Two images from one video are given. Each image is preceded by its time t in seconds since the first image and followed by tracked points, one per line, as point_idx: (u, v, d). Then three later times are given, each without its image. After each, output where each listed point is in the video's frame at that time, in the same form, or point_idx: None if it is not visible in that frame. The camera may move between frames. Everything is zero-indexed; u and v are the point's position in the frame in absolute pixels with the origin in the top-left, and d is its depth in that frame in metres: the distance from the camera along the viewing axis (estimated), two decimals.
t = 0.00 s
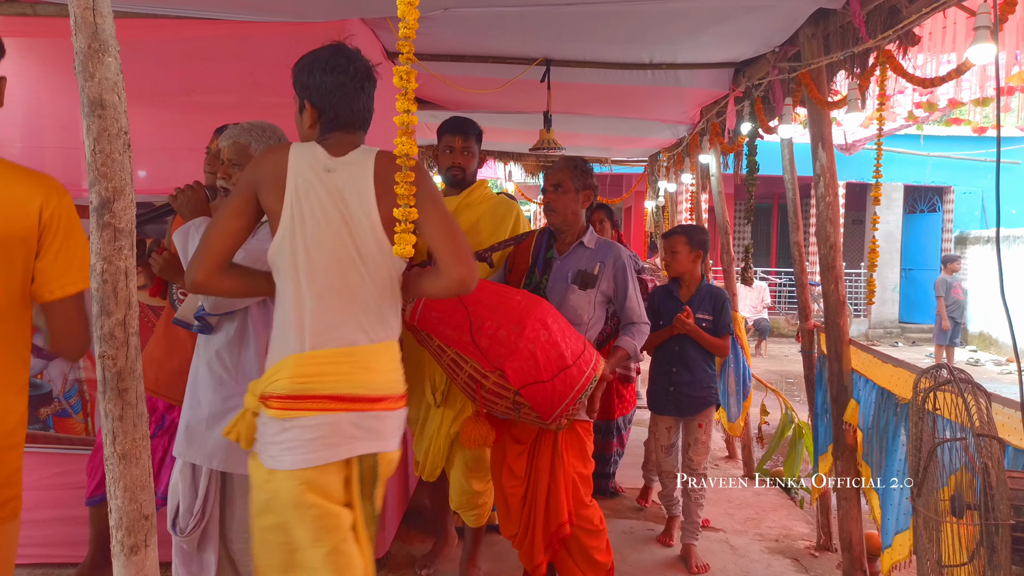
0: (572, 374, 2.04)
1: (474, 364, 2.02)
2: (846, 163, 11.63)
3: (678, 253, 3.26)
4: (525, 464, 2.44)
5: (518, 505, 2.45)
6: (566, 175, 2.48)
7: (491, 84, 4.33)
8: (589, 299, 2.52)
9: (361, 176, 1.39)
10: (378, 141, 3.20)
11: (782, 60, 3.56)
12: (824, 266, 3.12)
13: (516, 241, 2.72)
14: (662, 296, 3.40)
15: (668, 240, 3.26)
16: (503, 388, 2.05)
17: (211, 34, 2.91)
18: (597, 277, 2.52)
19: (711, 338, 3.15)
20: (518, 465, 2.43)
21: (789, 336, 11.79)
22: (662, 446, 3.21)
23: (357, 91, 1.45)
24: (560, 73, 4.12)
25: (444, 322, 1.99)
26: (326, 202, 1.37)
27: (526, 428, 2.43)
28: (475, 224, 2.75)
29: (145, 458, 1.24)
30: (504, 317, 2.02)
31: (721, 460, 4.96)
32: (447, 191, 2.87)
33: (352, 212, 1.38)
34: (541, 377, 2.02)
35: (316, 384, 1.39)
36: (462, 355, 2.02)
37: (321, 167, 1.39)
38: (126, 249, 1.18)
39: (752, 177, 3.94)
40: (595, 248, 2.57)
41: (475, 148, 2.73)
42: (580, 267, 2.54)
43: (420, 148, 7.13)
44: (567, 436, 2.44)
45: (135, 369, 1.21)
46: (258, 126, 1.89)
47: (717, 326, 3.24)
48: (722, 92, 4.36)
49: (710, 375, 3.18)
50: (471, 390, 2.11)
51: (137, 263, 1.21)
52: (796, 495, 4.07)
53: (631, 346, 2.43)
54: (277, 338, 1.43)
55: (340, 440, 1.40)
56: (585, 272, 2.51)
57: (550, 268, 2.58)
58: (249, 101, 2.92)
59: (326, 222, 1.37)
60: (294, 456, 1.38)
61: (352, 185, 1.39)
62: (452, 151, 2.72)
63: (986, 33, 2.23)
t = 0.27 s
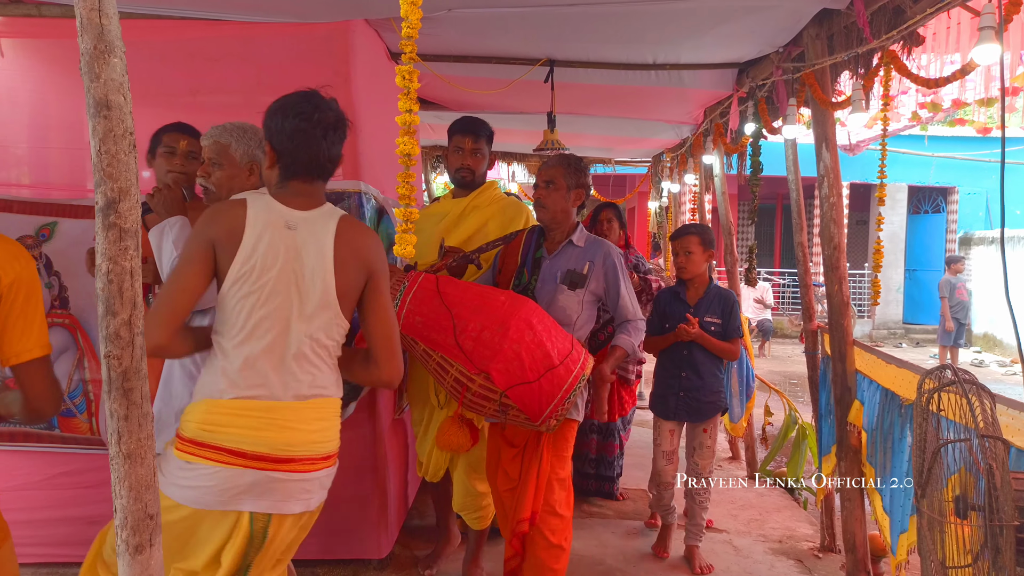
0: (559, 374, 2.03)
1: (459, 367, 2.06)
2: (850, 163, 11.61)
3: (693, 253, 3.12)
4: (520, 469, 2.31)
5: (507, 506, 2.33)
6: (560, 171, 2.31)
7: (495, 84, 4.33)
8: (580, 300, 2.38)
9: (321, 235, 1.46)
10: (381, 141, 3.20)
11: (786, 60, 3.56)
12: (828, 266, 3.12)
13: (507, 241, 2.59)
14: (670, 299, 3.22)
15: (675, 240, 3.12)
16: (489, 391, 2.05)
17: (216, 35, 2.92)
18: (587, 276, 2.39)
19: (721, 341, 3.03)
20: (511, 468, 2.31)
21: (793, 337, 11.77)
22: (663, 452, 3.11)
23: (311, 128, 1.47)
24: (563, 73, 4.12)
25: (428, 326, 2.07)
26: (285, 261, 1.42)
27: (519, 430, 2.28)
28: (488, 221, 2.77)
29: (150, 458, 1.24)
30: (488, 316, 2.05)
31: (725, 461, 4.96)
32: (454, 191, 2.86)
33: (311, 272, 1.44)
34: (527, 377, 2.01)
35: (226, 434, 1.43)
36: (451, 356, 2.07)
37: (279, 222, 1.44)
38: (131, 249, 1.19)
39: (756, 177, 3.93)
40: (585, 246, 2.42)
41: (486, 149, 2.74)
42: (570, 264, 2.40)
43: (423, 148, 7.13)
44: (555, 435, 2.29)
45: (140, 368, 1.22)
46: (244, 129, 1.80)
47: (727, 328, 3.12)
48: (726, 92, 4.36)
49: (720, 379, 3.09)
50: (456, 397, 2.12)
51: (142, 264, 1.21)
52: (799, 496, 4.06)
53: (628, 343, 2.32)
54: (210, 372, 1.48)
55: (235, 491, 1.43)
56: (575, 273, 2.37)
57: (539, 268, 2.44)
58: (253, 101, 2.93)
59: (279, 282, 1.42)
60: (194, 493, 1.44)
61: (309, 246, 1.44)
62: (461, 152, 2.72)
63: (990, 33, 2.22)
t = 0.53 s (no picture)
0: (536, 378, 1.95)
1: (435, 371, 1.96)
2: (856, 163, 11.58)
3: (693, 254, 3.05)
4: (510, 475, 2.29)
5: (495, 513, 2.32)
6: (560, 173, 2.30)
7: (501, 85, 4.33)
8: (572, 304, 2.37)
9: (237, 159, 1.36)
10: (386, 141, 3.20)
11: (792, 60, 3.55)
12: (834, 267, 3.11)
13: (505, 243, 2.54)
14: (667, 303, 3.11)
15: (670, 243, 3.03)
16: (465, 396, 1.96)
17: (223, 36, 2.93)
18: (581, 280, 2.38)
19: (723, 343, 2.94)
20: (500, 473, 2.29)
21: (799, 338, 11.75)
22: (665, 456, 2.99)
23: (201, 56, 1.37)
24: (569, 73, 4.11)
25: (406, 330, 1.98)
26: (200, 188, 1.34)
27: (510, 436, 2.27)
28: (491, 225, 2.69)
29: (157, 457, 1.25)
30: (467, 319, 1.96)
31: (731, 462, 4.95)
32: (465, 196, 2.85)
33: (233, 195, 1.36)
34: (503, 381, 1.92)
35: (189, 373, 1.37)
36: (426, 360, 1.97)
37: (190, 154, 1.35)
38: (139, 249, 1.19)
39: (762, 177, 3.93)
40: (581, 251, 2.42)
41: (493, 153, 2.74)
42: (565, 269, 2.40)
43: (429, 149, 7.13)
44: (544, 442, 2.25)
45: (148, 368, 1.22)
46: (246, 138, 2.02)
47: (728, 331, 3.03)
48: (732, 92, 4.35)
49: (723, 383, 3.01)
50: (435, 400, 2.03)
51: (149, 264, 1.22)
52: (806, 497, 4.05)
53: (615, 352, 2.30)
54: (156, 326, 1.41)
55: (206, 432, 1.37)
56: (567, 277, 2.36)
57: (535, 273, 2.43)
58: (260, 102, 2.93)
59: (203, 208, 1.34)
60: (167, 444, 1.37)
61: (227, 171, 1.35)
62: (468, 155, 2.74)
63: (998, 33, 2.21)
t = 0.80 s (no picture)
0: (515, 379, 1.86)
1: (412, 368, 1.92)
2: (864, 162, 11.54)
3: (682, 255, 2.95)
4: (498, 481, 2.24)
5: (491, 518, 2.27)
6: (563, 172, 2.23)
7: (508, 84, 4.33)
8: (563, 306, 2.27)
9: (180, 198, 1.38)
10: (393, 141, 3.21)
11: (800, 60, 3.54)
12: (842, 267, 3.10)
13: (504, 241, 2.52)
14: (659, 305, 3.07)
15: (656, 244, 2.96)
16: (441, 394, 1.90)
17: (231, 36, 2.94)
18: (574, 282, 2.28)
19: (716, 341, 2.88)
20: (489, 479, 2.24)
21: (806, 338, 11.71)
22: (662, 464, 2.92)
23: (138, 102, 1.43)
24: (576, 73, 4.11)
25: (387, 324, 1.96)
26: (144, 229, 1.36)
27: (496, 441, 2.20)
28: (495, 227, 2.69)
29: (167, 455, 1.25)
30: (446, 316, 1.92)
31: (737, 462, 4.94)
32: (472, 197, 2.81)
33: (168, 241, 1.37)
34: (477, 382, 1.86)
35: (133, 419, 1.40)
36: (405, 358, 1.93)
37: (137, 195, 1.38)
38: (149, 249, 1.19)
39: (770, 177, 3.92)
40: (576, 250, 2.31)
41: (502, 157, 2.67)
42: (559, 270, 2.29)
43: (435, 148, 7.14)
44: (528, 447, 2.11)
45: (158, 367, 1.23)
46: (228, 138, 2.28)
47: (721, 329, 2.97)
48: (739, 92, 4.35)
49: (718, 383, 2.94)
50: (416, 400, 1.98)
51: (159, 262, 1.22)
52: (813, 497, 4.04)
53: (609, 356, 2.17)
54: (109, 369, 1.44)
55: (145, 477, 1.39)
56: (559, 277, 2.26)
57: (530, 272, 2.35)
58: (267, 102, 2.94)
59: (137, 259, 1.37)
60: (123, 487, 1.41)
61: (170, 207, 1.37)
62: (476, 158, 2.68)
63: (1008, 32, 2.20)
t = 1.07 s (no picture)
0: (489, 384, 1.75)
1: (387, 370, 1.83)
2: (867, 163, 11.51)
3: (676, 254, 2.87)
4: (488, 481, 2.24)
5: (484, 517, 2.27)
6: (555, 163, 2.19)
7: (510, 84, 4.32)
8: (552, 304, 2.17)
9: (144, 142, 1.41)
10: (395, 141, 3.21)
11: (803, 61, 3.53)
12: (845, 268, 3.10)
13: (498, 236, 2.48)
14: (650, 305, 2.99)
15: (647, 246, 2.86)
16: (416, 398, 1.81)
17: (235, 36, 2.94)
18: (564, 278, 2.17)
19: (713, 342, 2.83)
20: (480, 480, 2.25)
21: (808, 339, 11.70)
22: (665, 470, 2.86)
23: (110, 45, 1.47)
24: (579, 73, 4.11)
25: (364, 324, 1.86)
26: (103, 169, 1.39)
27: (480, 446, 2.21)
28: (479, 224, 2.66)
29: (170, 455, 1.26)
30: (422, 316, 1.81)
31: (739, 462, 4.93)
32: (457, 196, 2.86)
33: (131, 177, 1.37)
34: (450, 387, 1.76)
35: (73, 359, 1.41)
36: (382, 359, 1.84)
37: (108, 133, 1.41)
38: (153, 248, 1.20)
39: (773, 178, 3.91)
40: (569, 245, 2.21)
41: (479, 153, 2.74)
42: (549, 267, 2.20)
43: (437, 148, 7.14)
44: (520, 453, 2.10)
45: (161, 367, 1.23)
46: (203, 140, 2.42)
47: (717, 329, 2.91)
48: (742, 92, 4.34)
49: (719, 385, 2.88)
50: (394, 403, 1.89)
51: (163, 262, 1.22)
52: (815, 499, 4.03)
53: (599, 357, 2.04)
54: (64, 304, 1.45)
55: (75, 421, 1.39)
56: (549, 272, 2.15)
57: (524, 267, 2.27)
58: (271, 102, 2.94)
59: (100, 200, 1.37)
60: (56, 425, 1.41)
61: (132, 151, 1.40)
62: (454, 156, 2.75)
63: (1012, 33, 2.20)
